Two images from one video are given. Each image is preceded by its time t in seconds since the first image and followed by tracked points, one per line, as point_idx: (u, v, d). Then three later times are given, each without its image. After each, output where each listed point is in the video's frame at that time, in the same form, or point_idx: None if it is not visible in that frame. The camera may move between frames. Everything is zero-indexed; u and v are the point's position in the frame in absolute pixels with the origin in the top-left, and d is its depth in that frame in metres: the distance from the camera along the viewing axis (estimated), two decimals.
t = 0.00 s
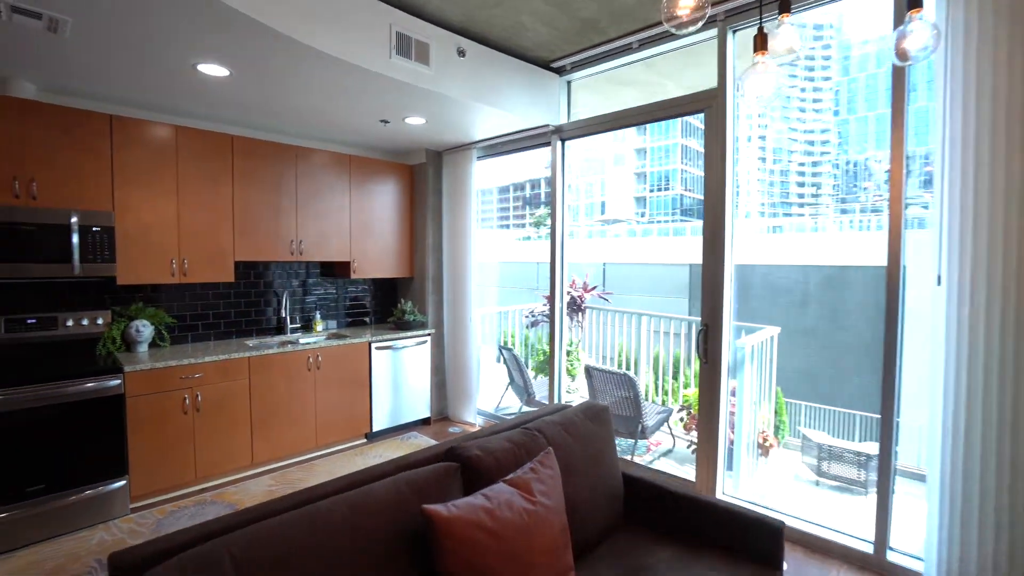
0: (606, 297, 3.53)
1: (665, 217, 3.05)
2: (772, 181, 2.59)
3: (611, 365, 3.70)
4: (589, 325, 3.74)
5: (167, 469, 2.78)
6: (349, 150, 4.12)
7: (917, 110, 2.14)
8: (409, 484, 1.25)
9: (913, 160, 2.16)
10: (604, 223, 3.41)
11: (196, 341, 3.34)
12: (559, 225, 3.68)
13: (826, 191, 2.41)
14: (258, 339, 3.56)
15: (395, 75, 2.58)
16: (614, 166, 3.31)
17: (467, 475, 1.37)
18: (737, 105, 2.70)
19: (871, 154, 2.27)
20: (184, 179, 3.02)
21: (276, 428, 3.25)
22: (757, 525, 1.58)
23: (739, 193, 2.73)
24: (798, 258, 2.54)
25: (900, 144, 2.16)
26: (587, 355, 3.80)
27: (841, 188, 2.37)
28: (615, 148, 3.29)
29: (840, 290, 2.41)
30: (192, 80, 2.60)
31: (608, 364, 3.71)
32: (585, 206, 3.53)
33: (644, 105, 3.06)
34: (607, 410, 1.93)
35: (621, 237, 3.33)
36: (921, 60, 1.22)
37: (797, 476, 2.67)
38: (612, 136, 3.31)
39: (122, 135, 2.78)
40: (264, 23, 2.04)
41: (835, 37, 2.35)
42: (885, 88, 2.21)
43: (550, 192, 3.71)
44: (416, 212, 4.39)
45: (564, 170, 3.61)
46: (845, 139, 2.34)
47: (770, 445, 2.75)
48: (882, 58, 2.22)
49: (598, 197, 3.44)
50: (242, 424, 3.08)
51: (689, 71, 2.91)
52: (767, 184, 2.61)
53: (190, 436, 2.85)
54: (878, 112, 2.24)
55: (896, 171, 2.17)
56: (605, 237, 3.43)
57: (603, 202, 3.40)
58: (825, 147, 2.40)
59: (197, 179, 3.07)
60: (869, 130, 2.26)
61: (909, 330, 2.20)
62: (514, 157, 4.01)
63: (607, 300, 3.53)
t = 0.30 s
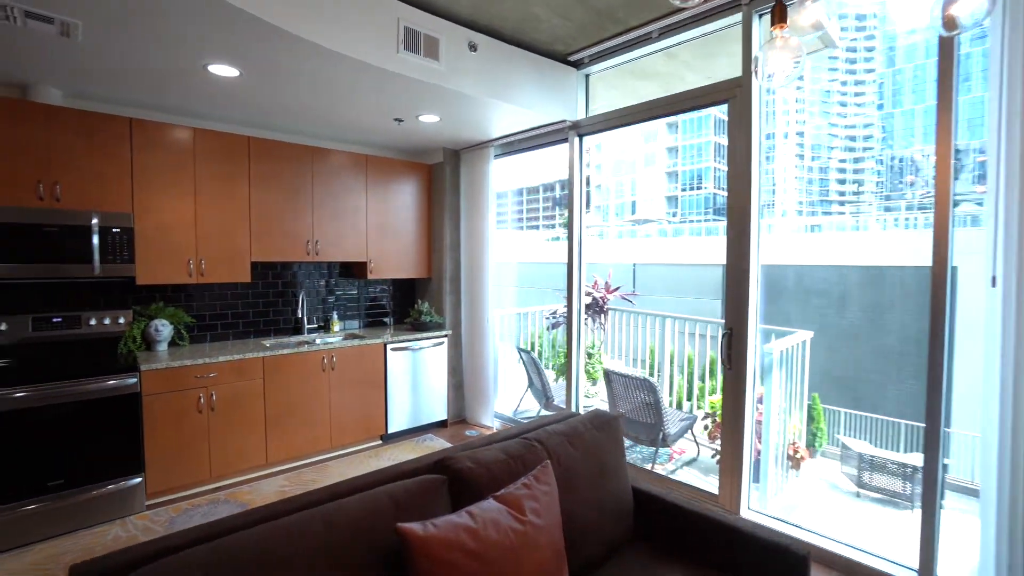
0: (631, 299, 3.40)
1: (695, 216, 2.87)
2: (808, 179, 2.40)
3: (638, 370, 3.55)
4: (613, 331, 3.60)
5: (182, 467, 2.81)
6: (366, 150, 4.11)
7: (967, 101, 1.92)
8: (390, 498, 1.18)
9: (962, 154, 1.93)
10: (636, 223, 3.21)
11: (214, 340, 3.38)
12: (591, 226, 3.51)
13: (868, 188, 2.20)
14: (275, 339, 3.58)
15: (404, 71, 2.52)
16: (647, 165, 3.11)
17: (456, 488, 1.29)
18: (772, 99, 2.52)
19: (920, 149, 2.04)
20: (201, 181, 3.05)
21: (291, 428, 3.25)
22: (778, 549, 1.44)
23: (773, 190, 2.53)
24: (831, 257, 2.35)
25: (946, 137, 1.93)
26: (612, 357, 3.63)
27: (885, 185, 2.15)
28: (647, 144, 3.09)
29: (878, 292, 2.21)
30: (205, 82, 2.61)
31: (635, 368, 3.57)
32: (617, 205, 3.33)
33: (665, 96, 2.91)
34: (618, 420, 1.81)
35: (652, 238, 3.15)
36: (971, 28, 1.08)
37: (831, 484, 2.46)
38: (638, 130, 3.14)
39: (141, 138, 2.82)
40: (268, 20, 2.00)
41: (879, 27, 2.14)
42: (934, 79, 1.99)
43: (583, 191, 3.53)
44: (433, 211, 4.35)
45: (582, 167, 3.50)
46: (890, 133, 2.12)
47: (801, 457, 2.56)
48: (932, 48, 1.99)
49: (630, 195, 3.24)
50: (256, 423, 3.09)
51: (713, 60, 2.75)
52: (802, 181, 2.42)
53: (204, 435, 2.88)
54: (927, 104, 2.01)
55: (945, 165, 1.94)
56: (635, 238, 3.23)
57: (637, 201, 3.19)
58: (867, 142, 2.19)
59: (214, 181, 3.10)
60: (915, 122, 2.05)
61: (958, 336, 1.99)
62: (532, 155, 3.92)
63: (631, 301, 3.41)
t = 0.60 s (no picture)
0: (649, 301, 3.32)
1: (726, 216, 2.67)
2: (842, 176, 2.23)
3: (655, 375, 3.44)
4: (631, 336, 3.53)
5: (193, 466, 2.83)
6: (380, 150, 4.10)
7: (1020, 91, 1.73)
8: (371, 514, 1.13)
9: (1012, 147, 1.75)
10: (663, 222, 3.05)
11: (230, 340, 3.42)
12: (617, 226, 3.32)
13: (909, 185, 2.02)
14: (290, 339, 3.60)
15: (411, 67, 2.47)
16: (677, 163, 2.94)
17: (443, 502, 1.23)
18: (807, 93, 2.34)
19: (965, 143, 1.86)
20: (216, 183, 3.08)
21: (304, 429, 3.25)
22: None
23: (807, 188, 2.36)
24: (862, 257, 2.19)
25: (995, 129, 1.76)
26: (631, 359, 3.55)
27: (926, 181, 1.97)
28: (676, 142, 2.92)
29: (914, 295, 2.04)
30: (215, 83, 2.61)
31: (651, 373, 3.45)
32: (642, 205, 3.15)
33: (684, 89, 2.78)
34: (625, 429, 1.71)
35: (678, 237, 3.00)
36: None
37: (852, 488, 2.34)
38: (665, 125, 2.97)
39: (157, 140, 2.86)
40: (271, 17, 1.97)
41: (921, 16, 1.97)
42: (981, 70, 1.80)
43: (613, 191, 3.34)
44: (448, 211, 4.31)
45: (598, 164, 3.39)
46: (932, 126, 1.95)
47: (830, 470, 2.42)
48: (979, 36, 1.81)
49: (657, 195, 3.07)
50: (268, 423, 3.10)
51: (735, 49, 2.61)
52: (836, 180, 2.25)
53: (216, 434, 2.89)
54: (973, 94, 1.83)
55: (994, 160, 1.77)
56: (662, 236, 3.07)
57: (664, 201, 3.04)
58: (908, 136, 2.02)
59: (229, 182, 3.13)
60: (960, 114, 1.87)
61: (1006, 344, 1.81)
62: (548, 152, 3.82)
63: (651, 304, 3.31)
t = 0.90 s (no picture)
0: (672, 302, 3.10)
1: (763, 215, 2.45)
2: (888, 172, 2.01)
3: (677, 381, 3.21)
4: (655, 338, 3.33)
5: (210, 463, 2.87)
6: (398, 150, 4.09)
7: None
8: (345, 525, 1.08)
9: None
10: (696, 221, 2.82)
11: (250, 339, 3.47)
12: (649, 226, 3.11)
13: (963, 181, 1.81)
14: (308, 339, 3.63)
15: (419, 64, 2.43)
16: (711, 162, 2.72)
17: (426, 515, 1.19)
18: (848, 87, 2.13)
19: None
20: (234, 184, 3.13)
21: (319, 428, 3.27)
22: None
23: (848, 185, 2.14)
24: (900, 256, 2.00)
25: None
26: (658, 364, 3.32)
27: (982, 177, 1.77)
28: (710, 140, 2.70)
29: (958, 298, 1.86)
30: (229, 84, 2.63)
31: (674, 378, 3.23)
32: (676, 205, 2.92)
33: (705, 80, 2.64)
34: (632, 442, 1.61)
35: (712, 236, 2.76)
36: None
37: (887, 500, 2.16)
38: (697, 118, 2.76)
39: (178, 143, 2.92)
40: (275, 16, 1.96)
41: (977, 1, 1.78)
42: None
43: (644, 190, 3.13)
44: (466, 211, 4.26)
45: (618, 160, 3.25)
46: (990, 117, 1.75)
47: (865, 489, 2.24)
48: None
49: (690, 194, 2.85)
50: (283, 423, 3.12)
51: (760, 37, 2.46)
52: (880, 177, 2.03)
53: (232, 432, 2.93)
54: None
55: None
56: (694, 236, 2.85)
57: (697, 200, 2.81)
58: (961, 129, 1.81)
59: (247, 183, 3.18)
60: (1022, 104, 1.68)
61: None
62: (567, 150, 3.72)
63: (675, 304, 3.11)
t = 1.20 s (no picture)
0: (698, 305, 2.99)
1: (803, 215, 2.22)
2: (941, 167, 1.78)
3: (701, 385, 3.13)
4: (681, 341, 3.19)
5: (226, 460, 2.91)
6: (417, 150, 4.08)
7: None
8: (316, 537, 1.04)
9: None
10: (733, 220, 2.60)
11: (269, 339, 3.52)
12: (682, 226, 2.90)
13: None
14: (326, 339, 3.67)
15: (426, 61, 2.39)
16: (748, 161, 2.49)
17: (402, 528, 1.15)
18: (896, 79, 1.90)
19: None
20: (251, 185, 3.17)
21: (335, 429, 3.28)
22: None
23: (898, 181, 1.90)
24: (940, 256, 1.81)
25: None
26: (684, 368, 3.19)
27: None
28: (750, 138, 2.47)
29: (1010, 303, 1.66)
30: (242, 86, 2.66)
31: (700, 383, 3.14)
32: (711, 203, 2.71)
33: (728, 70, 2.49)
34: (635, 456, 1.50)
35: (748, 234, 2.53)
36: None
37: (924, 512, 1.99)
38: (734, 117, 2.54)
39: (197, 145, 2.98)
40: (278, 17, 1.95)
41: None
42: None
43: (679, 189, 2.90)
44: (485, 211, 4.20)
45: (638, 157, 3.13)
46: None
47: (904, 510, 2.07)
48: None
49: (727, 191, 2.62)
50: (298, 423, 3.14)
51: (786, 21, 2.30)
52: (931, 172, 1.80)
53: (247, 431, 2.97)
54: None
55: None
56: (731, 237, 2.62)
57: (734, 199, 2.59)
58: None
59: (265, 185, 3.22)
60: None
61: None
62: (587, 147, 3.61)
63: (701, 307, 2.97)
